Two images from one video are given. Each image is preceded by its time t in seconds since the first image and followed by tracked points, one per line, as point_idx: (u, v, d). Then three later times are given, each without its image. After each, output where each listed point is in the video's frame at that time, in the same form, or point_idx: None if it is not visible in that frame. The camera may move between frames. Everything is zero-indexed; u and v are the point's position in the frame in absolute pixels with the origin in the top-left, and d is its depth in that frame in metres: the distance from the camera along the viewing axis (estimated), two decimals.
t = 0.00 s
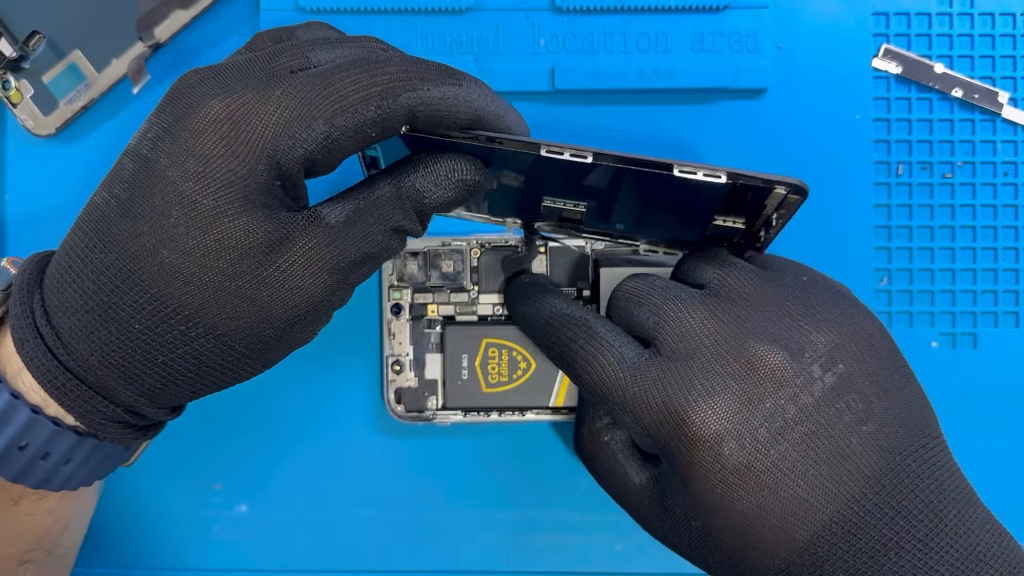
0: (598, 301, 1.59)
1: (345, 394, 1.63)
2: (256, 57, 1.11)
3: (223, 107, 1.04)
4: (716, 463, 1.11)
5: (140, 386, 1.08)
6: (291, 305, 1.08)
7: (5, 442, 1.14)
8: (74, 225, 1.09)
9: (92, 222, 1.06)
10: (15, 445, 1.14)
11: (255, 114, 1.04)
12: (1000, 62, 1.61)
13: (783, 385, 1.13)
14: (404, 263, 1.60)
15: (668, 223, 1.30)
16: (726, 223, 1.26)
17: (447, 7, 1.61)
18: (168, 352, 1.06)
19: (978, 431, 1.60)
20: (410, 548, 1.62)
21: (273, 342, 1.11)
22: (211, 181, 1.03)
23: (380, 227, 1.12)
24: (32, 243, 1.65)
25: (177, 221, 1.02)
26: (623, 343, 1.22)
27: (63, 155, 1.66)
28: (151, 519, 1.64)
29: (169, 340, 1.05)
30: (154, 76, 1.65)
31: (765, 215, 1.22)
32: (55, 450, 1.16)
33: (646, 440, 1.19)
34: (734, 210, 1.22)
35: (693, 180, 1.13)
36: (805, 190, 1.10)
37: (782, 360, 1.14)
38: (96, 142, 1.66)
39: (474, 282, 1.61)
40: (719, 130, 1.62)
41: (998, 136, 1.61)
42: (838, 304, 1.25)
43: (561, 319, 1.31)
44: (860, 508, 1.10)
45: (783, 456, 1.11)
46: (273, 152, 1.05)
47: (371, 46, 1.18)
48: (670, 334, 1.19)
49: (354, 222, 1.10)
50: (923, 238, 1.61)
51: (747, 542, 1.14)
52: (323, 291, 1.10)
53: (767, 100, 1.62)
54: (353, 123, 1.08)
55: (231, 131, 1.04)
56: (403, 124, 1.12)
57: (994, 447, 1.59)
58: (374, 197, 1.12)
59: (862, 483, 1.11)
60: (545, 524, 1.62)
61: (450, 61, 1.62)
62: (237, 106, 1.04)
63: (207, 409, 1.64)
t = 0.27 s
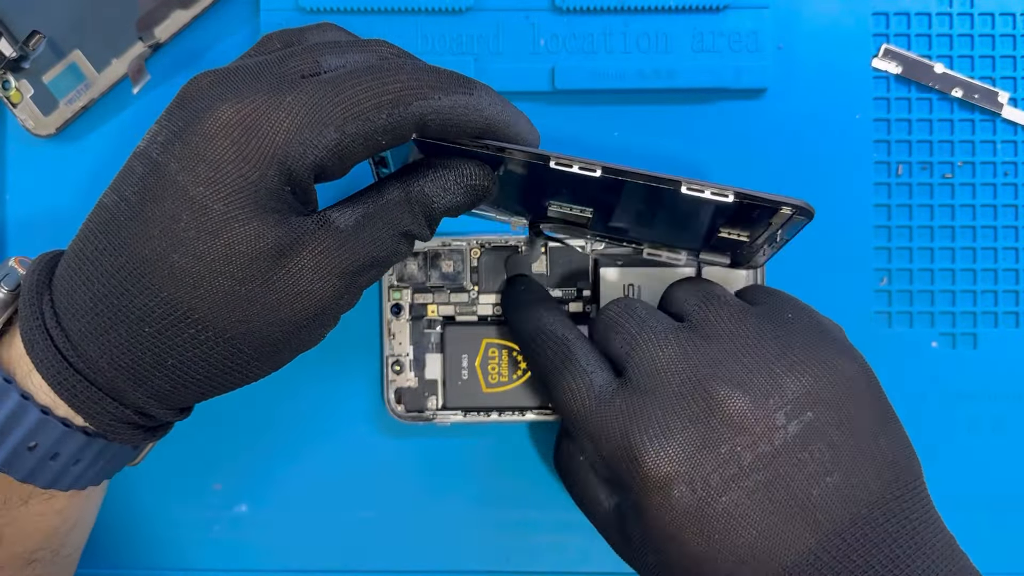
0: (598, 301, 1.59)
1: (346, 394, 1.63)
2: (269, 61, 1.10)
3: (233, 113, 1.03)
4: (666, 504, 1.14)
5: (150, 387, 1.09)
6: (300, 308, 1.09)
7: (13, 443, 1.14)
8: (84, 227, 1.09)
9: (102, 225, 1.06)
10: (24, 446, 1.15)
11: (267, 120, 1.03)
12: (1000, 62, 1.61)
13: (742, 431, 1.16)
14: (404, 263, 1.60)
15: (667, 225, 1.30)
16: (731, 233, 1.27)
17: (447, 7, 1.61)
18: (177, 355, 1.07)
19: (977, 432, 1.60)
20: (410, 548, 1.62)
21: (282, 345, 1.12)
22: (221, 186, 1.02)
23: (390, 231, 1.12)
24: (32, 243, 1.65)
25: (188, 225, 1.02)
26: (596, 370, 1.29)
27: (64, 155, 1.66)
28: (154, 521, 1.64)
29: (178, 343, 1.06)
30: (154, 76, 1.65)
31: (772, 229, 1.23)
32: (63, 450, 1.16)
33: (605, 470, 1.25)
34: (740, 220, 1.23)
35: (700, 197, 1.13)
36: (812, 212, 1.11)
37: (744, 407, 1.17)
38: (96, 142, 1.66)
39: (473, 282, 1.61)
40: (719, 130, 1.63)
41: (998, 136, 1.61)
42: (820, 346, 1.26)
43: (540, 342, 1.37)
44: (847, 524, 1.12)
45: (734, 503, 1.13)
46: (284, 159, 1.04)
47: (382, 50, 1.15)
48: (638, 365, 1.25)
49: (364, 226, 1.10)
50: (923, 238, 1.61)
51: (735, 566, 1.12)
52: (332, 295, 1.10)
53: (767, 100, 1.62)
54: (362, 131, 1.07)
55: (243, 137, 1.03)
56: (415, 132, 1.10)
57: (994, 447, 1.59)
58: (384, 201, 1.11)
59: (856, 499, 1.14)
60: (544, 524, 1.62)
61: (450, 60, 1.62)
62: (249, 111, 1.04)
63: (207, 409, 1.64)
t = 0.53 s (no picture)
0: (598, 301, 1.59)
1: (346, 394, 1.63)
2: (262, 63, 1.09)
3: (222, 117, 1.02)
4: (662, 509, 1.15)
5: (141, 392, 1.09)
6: (292, 312, 1.09)
7: (8, 445, 1.15)
8: (76, 231, 1.09)
9: (93, 228, 1.06)
10: (17, 449, 1.15)
11: (256, 125, 1.02)
12: (1000, 62, 1.61)
13: (739, 435, 1.18)
14: (404, 263, 1.60)
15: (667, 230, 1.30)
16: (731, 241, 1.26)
17: (447, 7, 1.61)
18: (168, 359, 1.07)
19: (977, 432, 1.60)
20: (409, 548, 1.62)
21: (273, 349, 1.12)
22: (208, 193, 1.02)
23: (383, 235, 1.12)
24: (32, 243, 1.65)
25: (177, 231, 1.02)
26: (597, 367, 1.29)
27: (64, 155, 1.66)
28: (153, 521, 1.64)
29: (168, 348, 1.06)
30: (155, 76, 1.66)
31: (773, 237, 1.22)
32: (56, 454, 1.16)
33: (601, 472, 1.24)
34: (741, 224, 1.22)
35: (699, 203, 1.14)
36: (812, 219, 1.10)
37: (739, 411, 1.20)
38: (96, 142, 1.66)
39: (474, 282, 1.61)
40: (719, 130, 1.62)
41: (998, 136, 1.61)
42: (817, 357, 1.27)
43: (542, 337, 1.37)
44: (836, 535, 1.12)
45: (730, 508, 1.14)
46: (273, 163, 1.03)
47: (376, 53, 1.15)
48: (638, 365, 1.26)
49: (356, 231, 1.10)
50: (923, 238, 1.61)
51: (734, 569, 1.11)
52: (323, 298, 1.11)
53: (767, 100, 1.62)
54: (354, 134, 1.06)
55: (233, 142, 1.02)
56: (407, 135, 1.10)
57: (994, 448, 1.59)
58: (377, 205, 1.11)
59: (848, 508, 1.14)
60: (545, 524, 1.62)
61: (450, 60, 1.62)
62: (239, 115, 1.02)
63: (207, 408, 1.64)
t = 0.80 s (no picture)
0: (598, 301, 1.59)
1: (346, 394, 1.63)
2: (263, 60, 1.10)
3: (223, 113, 1.03)
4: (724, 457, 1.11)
5: (139, 389, 1.09)
6: (290, 310, 1.09)
7: (7, 441, 1.15)
8: (76, 227, 1.09)
9: (93, 225, 1.06)
10: (17, 445, 1.15)
11: (257, 122, 1.03)
12: (1000, 62, 1.61)
13: (783, 373, 1.16)
14: (404, 263, 1.60)
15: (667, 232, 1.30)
16: (729, 239, 1.26)
17: (447, 7, 1.61)
18: (167, 356, 1.07)
19: (977, 432, 1.60)
20: (410, 548, 1.62)
21: (273, 347, 1.12)
22: (209, 189, 1.02)
23: (382, 232, 1.12)
24: (33, 244, 1.65)
25: (177, 227, 1.02)
26: (631, 326, 1.29)
27: (64, 155, 1.66)
28: (154, 521, 1.64)
29: (167, 345, 1.06)
30: (155, 76, 1.66)
31: (772, 236, 1.21)
32: (56, 450, 1.16)
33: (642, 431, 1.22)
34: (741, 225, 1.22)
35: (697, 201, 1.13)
36: (809, 219, 1.10)
37: (779, 351, 1.18)
38: (97, 142, 1.66)
39: (473, 282, 1.61)
40: (719, 129, 1.63)
41: (998, 136, 1.61)
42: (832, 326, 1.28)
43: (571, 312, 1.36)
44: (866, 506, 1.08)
45: (779, 445, 1.11)
46: (273, 159, 1.04)
47: (376, 51, 1.15)
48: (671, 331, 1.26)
49: (356, 228, 1.10)
50: (923, 238, 1.61)
51: (733, 566, 1.12)
52: (322, 296, 1.11)
53: (767, 100, 1.62)
54: (352, 132, 1.07)
55: (233, 139, 1.02)
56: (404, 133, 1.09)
57: (995, 447, 1.59)
58: (377, 202, 1.12)
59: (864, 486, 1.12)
60: (545, 524, 1.62)
61: (450, 60, 1.62)
62: (239, 112, 1.03)
63: (207, 407, 1.64)
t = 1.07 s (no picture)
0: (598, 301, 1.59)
1: (346, 394, 1.63)
2: (256, 62, 1.10)
3: (216, 116, 1.02)
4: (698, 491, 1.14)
5: (134, 392, 1.09)
6: (285, 313, 1.09)
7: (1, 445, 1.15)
8: (71, 230, 1.09)
9: (87, 228, 1.06)
10: (10, 449, 1.15)
11: (250, 124, 1.03)
12: (1000, 62, 1.61)
13: (734, 429, 1.17)
14: (404, 263, 1.60)
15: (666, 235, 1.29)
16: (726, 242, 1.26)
17: (447, 7, 1.61)
18: (161, 358, 1.07)
19: (977, 433, 1.60)
20: (410, 548, 1.62)
21: (267, 350, 1.12)
22: (203, 192, 1.02)
23: (377, 235, 1.12)
24: (32, 243, 1.65)
25: (170, 231, 1.02)
26: (593, 362, 1.29)
27: (64, 155, 1.66)
28: (153, 520, 1.64)
29: (161, 348, 1.06)
30: (155, 76, 1.66)
31: (768, 238, 1.21)
32: (50, 453, 1.16)
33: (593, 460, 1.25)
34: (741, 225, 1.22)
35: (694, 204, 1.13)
36: (806, 221, 1.11)
37: (736, 404, 1.18)
38: (97, 142, 1.66)
39: (474, 282, 1.61)
40: (718, 129, 1.62)
41: (998, 136, 1.61)
42: (810, 352, 1.26)
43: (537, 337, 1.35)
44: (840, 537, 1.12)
45: (725, 501, 1.14)
46: (267, 163, 1.03)
47: (370, 52, 1.15)
48: (634, 363, 1.25)
49: (351, 231, 1.10)
50: (923, 238, 1.61)
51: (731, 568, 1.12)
52: (317, 299, 1.10)
53: (767, 100, 1.62)
54: (347, 133, 1.06)
55: (226, 141, 1.02)
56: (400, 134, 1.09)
57: (995, 448, 1.59)
58: (371, 204, 1.12)
59: (840, 509, 1.15)
60: (545, 524, 1.62)
61: (450, 60, 1.62)
62: (233, 114, 1.03)
63: (206, 408, 1.64)
